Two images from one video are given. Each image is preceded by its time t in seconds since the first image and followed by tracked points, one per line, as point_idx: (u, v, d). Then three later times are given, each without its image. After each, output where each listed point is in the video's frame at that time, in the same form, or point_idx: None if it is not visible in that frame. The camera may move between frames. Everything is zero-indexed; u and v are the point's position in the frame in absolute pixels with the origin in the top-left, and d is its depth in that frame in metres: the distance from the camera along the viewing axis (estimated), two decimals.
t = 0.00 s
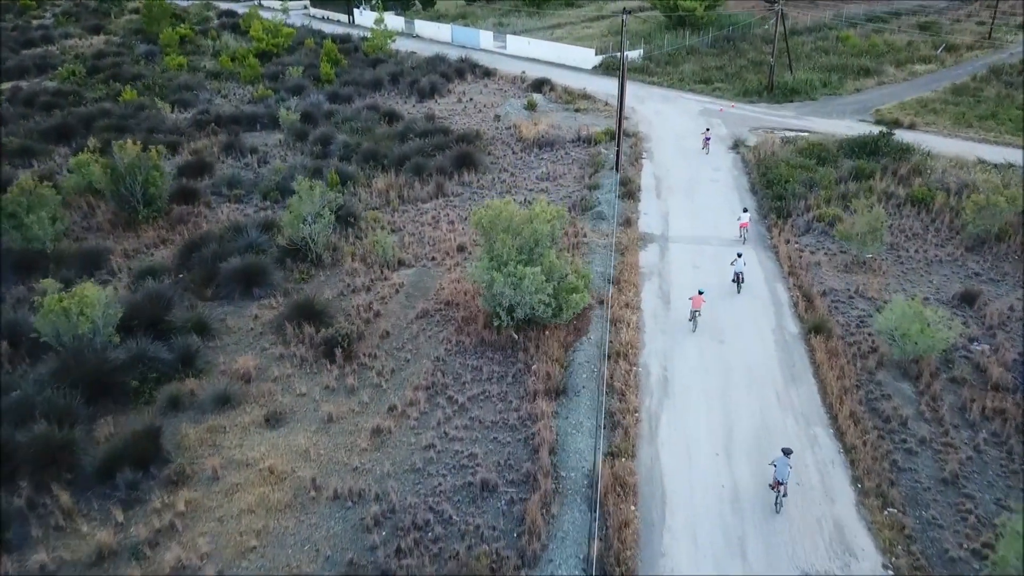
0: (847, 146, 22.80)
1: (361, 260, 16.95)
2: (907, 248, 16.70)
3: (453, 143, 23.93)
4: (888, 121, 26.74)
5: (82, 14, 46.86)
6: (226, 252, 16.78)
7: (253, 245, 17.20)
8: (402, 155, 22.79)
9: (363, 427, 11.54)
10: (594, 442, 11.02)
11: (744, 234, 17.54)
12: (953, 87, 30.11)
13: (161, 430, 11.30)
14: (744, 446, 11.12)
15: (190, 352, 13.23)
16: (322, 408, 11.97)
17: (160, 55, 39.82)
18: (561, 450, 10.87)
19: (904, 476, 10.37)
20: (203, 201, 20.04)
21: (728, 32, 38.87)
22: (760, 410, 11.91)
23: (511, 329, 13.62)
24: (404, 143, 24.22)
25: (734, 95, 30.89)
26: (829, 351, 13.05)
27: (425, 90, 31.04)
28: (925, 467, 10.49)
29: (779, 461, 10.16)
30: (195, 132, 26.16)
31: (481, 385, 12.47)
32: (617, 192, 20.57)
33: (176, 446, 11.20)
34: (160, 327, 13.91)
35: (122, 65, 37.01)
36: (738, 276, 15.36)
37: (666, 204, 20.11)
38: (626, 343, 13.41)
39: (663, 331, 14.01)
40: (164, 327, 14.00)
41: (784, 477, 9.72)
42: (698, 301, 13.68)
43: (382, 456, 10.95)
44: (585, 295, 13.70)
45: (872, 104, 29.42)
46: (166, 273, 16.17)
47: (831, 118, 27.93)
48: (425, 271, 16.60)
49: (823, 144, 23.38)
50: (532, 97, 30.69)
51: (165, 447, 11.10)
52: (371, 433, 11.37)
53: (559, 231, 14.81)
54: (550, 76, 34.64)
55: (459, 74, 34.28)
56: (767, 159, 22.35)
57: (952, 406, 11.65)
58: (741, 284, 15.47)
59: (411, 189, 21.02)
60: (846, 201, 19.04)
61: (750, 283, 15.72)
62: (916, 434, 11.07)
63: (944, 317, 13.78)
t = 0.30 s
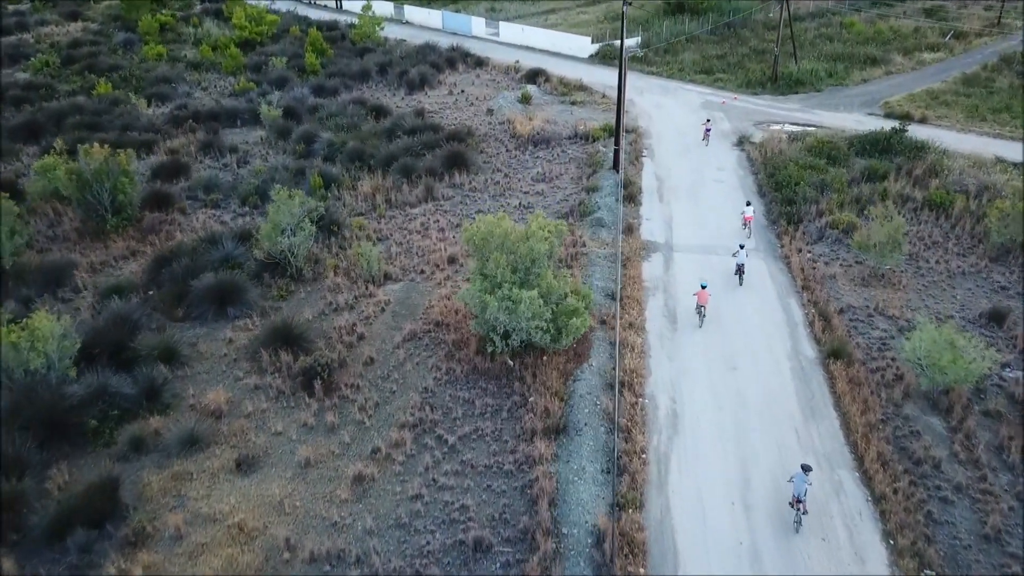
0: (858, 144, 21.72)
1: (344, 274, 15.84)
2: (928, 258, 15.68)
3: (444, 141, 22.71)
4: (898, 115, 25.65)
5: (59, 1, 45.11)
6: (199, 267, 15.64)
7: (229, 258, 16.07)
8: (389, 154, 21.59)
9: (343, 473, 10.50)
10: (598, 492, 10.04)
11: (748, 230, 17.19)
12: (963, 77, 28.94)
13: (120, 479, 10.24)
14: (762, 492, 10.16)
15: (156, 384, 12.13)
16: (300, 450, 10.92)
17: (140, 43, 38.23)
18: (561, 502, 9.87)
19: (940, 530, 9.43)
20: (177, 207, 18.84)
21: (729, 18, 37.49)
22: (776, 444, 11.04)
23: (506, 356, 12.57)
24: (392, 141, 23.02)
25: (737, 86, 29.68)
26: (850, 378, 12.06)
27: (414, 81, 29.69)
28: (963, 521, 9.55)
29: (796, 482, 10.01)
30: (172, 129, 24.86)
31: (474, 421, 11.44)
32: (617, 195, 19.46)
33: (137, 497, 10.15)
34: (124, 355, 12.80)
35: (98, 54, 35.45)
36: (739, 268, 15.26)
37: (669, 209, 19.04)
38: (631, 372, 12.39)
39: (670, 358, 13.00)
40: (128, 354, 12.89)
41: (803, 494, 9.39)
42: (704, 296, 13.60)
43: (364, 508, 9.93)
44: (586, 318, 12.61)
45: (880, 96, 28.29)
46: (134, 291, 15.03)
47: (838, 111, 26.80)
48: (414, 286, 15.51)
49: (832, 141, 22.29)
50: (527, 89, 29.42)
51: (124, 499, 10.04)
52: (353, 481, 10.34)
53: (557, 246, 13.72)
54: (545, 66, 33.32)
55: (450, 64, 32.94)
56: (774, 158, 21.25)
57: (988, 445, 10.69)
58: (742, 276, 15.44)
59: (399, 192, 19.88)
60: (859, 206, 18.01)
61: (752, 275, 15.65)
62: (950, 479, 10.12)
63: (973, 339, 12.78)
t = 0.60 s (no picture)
0: (869, 141, 20.67)
1: (325, 290, 14.74)
2: (950, 269, 14.70)
3: (432, 138, 21.48)
4: (908, 107, 24.54)
5: None
6: (169, 284, 14.51)
7: (202, 273, 14.93)
8: (375, 152, 20.38)
9: (321, 531, 9.49)
10: (604, 552, 9.07)
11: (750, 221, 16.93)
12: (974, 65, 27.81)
13: (71, 542, 9.19)
14: (782, 547, 9.22)
15: (116, 425, 11.04)
16: (274, 503, 9.89)
17: (114, 29, 36.54)
18: (563, 565, 8.91)
19: None
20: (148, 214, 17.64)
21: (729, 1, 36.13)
22: (793, 477, 10.26)
23: (500, 388, 11.54)
24: (378, 139, 21.81)
25: (739, 75, 28.45)
26: (874, 412, 11.10)
27: (402, 71, 28.34)
28: None
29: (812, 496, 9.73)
30: (146, 126, 23.52)
31: (465, 465, 10.44)
32: (617, 198, 18.36)
33: (90, 561, 9.11)
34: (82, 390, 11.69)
35: (70, 41, 33.76)
36: (740, 258, 15.13)
37: (672, 213, 17.96)
38: (636, 405, 11.41)
39: (677, 385, 12.01)
40: (88, 388, 11.79)
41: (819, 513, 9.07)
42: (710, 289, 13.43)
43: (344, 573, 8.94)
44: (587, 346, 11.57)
45: (888, 85, 27.13)
46: (97, 313, 13.88)
47: (845, 102, 25.67)
48: (400, 303, 14.43)
49: (842, 137, 21.22)
50: (519, 79, 28.13)
51: (76, 565, 9.01)
52: (332, 540, 9.33)
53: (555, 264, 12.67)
54: (539, 54, 31.96)
55: (440, 52, 31.57)
56: (782, 156, 20.17)
57: None
58: (743, 266, 15.35)
59: (385, 196, 18.72)
60: (874, 209, 16.98)
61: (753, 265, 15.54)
62: (991, 534, 9.21)
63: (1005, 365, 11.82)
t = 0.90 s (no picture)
0: (880, 140, 19.66)
1: (305, 312, 13.70)
2: (973, 285, 13.77)
3: (421, 138, 20.32)
4: (919, 100, 23.48)
5: None
6: (137, 310, 13.43)
7: (173, 295, 13.86)
8: (360, 154, 19.21)
9: None
10: None
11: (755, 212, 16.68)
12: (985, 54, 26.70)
13: None
14: None
15: (72, 479, 10.04)
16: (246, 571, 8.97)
17: (88, 16, 34.87)
18: None
19: None
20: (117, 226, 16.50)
21: None
22: (807, 497, 9.85)
23: (494, 431, 10.57)
24: (364, 139, 20.63)
25: (741, 65, 27.27)
26: (902, 456, 10.19)
27: (389, 62, 27.03)
28: None
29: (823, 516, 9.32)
30: (118, 124, 22.20)
31: (456, 523, 9.54)
32: (617, 205, 17.31)
33: None
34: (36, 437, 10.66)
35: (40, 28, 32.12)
36: (739, 248, 15.04)
37: (676, 220, 16.91)
38: (644, 450, 10.46)
39: (687, 423, 11.09)
40: (43, 434, 10.77)
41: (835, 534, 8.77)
42: (718, 283, 13.28)
43: None
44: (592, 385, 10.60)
45: (896, 76, 26.01)
46: (56, 342, 12.78)
47: (853, 94, 24.57)
48: (385, 327, 13.40)
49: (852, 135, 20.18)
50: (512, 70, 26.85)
51: None
52: None
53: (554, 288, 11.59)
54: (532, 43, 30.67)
55: (429, 40, 30.21)
56: (790, 156, 19.10)
57: None
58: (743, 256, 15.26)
59: (371, 203, 17.61)
60: (890, 218, 16.01)
61: (752, 254, 15.43)
62: None
63: None
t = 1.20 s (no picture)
0: (896, 142, 18.68)
1: (288, 341, 12.77)
2: (1002, 309, 12.91)
3: (412, 140, 19.25)
4: (934, 97, 22.44)
5: None
6: (106, 341, 12.49)
7: (146, 323, 12.89)
8: (348, 158, 18.15)
9: None
10: None
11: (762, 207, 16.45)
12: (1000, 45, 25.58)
13: None
14: None
15: (27, 542, 9.15)
16: None
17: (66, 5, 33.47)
18: None
19: None
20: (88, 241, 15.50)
21: None
22: (822, 506, 9.71)
23: (491, 485, 9.71)
24: (352, 142, 19.58)
25: (747, 57, 26.13)
26: (934, 513, 9.41)
27: (379, 55, 25.82)
28: None
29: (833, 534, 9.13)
30: (92, 124, 21.03)
31: None
32: (620, 216, 16.33)
33: None
34: None
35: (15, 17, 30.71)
36: (741, 239, 15.05)
37: (682, 233, 15.98)
38: (655, 506, 9.66)
39: (700, 470, 10.26)
40: None
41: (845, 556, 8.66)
42: (725, 277, 13.35)
43: None
44: (598, 436, 9.73)
45: (908, 68, 24.93)
46: (17, 377, 11.81)
47: (865, 89, 23.52)
48: (373, 357, 12.49)
49: (866, 136, 19.19)
50: (508, 64, 25.68)
51: None
52: None
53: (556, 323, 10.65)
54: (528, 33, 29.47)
55: (421, 31, 28.97)
56: (801, 160, 18.08)
57: None
58: (744, 246, 15.15)
59: (359, 213, 16.60)
60: (910, 231, 15.09)
61: (753, 243, 15.40)
62: None
63: None
